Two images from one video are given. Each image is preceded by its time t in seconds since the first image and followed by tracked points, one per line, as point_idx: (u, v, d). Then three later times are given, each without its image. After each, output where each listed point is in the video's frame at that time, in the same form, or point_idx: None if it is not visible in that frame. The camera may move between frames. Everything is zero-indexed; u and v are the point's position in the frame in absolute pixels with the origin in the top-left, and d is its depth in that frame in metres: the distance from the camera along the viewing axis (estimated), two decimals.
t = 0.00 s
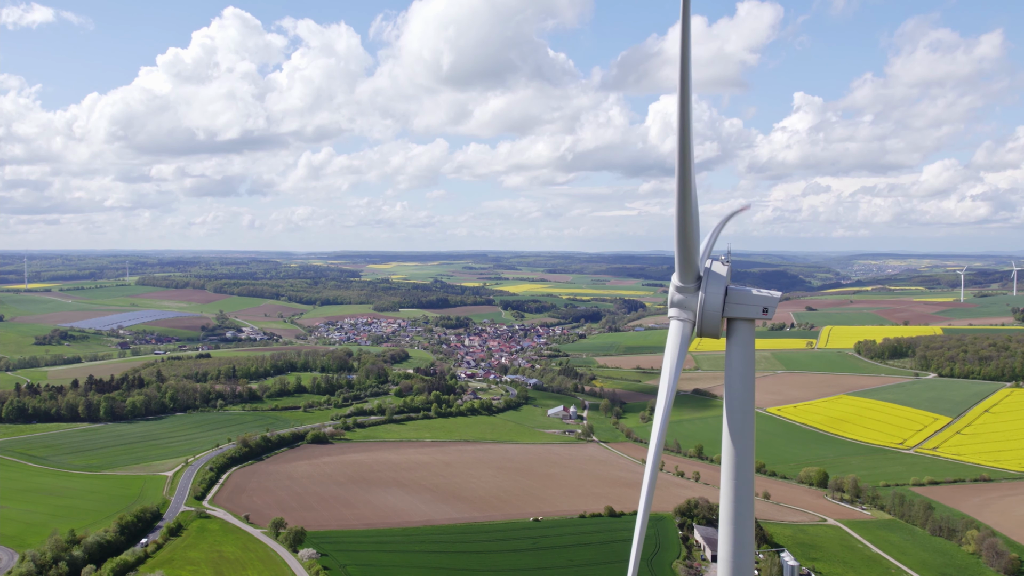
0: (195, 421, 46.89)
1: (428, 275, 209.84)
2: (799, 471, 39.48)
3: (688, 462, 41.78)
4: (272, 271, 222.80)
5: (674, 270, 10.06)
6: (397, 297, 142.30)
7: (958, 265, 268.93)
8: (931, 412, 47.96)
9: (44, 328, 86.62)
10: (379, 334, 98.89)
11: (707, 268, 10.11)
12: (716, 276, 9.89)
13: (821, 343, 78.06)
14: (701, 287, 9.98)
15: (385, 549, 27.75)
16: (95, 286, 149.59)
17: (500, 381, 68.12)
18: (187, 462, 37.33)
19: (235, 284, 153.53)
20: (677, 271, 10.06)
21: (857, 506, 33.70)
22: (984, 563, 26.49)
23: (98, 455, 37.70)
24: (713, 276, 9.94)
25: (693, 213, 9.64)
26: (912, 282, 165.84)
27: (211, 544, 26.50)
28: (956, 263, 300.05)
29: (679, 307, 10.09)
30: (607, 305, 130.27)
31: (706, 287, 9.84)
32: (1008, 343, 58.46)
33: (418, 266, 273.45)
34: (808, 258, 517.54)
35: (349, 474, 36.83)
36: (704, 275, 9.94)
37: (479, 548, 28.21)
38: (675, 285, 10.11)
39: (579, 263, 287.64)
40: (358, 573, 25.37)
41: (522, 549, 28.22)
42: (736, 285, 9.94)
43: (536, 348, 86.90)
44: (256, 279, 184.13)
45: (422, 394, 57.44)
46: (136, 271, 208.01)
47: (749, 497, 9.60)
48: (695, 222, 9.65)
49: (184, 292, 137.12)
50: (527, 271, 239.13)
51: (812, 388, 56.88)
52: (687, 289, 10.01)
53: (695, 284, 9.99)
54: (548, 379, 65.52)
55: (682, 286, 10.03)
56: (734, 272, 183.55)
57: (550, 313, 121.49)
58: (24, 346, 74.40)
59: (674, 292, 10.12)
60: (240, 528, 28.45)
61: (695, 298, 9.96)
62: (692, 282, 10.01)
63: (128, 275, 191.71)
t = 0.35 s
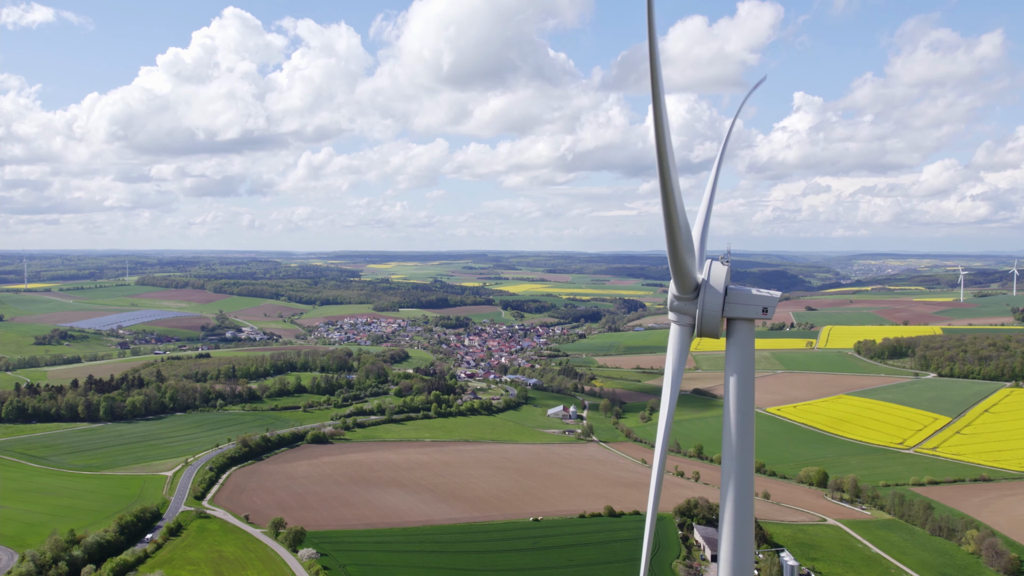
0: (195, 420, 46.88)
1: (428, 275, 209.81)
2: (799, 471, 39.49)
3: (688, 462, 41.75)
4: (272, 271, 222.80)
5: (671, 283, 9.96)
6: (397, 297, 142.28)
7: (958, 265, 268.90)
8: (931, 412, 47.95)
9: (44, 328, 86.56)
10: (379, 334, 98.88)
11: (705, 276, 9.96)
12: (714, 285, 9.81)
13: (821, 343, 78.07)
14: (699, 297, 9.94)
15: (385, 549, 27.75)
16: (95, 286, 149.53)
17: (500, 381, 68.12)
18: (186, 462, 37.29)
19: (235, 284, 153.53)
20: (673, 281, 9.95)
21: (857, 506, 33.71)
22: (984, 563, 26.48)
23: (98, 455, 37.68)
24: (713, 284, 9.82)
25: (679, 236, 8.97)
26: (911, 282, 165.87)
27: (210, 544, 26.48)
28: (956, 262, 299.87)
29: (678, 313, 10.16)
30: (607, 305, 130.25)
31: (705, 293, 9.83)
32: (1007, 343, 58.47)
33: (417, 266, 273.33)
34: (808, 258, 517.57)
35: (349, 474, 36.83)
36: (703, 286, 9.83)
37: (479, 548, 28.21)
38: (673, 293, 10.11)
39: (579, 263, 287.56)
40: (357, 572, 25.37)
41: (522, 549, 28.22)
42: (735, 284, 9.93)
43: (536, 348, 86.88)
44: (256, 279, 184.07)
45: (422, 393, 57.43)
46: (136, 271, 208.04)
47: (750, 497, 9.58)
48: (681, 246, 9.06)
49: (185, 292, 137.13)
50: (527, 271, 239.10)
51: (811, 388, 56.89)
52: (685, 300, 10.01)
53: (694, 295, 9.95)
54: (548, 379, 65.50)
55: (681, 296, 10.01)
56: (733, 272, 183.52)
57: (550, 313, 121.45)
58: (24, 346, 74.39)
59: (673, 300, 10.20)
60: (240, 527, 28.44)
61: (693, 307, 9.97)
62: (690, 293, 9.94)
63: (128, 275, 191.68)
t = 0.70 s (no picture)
0: (195, 420, 46.89)
1: (428, 275, 209.85)
2: (799, 471, 39.46)
3: (688, 462, 41.72)
4: (272, 271, 222.95)
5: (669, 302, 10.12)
6: (397, 297, 142.32)
7: (957, 265, 268.90)
8: (931, 412, 47.95)
9: (44, 328, 86.61)
10: (379, 334, 98.88)
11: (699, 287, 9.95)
12: (714, 286, 9.79)
13: (821, 343, 78.07)
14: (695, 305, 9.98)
15: (385, 549, 27.75)
16: (95, 286, 149.64)
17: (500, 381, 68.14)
18: (186, 462, 37.29)
19: (235, 284, 153.62)
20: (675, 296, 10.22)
21: (857, 506, 33.70)
22: (984, 563, 26.48)
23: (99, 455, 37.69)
24: (712, 286, 9.80)
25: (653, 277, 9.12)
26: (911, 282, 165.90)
27: (210, 544, 26.47)
28: (956, 262, 299.61)
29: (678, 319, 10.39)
30: (607, 305, 130.25)
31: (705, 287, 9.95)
32: (1007, 343, 58.47)
33: (417, 266, 273.36)
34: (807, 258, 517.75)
35: (349, 474, 36.84)
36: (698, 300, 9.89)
37: (478, 548, 28.20)
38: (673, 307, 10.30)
39: (578, 262, 287.53)
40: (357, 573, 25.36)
41: (521, 549, 28.22)
42: (735, 285, 9.92)
43: (536, 348, 86.89)
44: (256, 279, 184.13)
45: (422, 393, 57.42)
46: (136, 271, 208.31)
47: (750, 498, 9.56)
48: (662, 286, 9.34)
49: (185, 292, 137.23)
50: (527, 271, 239.07)
51: (811, 388, 56.89)
52: (683, 311, 10.18)
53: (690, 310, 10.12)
54: (548, 379, 65.47)
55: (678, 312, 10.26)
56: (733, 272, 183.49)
57: (550, 313, 121.47)
58: (24, 346, 74.43)
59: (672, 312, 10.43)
60: (239, 527, 28.44)
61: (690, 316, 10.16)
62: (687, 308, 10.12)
63: (127, 275, 191.85)
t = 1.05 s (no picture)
0: (195, 421, 46.90)
1: (427, 275, 210.01)
2: (799, 471, 39.47)
3: (688, 462, 41.73)
4: (272, 271, 223.24)
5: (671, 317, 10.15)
6: (397, 297, 142.51)
7: (957, 265, 268.87)
8: (930, 412, 47.96)
9: (44, 328, 86.83)
10: (379, 335, 98.93)
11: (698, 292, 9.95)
12: (713, 284, 9.82)
13: (821, 343, 78.12)
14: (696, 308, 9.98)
15: (385, 549, 27.76)
16: (95, 286, 149.91)
17: (500, 381, 68.20)
18: (186, 462, 37.32)
19: (236, 284, 153.92)
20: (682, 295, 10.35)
21: (857, 505, 33.72)
22: (983, 563, 26.49)
23: (98, 455, 37.71)
24: (712, 286, 9.82)
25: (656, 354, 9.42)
26: (910, 282, 165.89)
27: (210, 544, 26.48)
28: (956, 262, 299.09)
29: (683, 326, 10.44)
30: (607, 305, 130.37)
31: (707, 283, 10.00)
32: (1007, 343, 58.51)
33: (417, 266, 273.56)
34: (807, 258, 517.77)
35: (348, 474, 36.86)
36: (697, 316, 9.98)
37: (478, 548, 28.21)
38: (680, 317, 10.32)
39: (578, 262, 287.41)
40: (357, 573, 25.37)
41: (520, 549, 28.21)
42: (735, 285, 9.91)
43: (536, 348, 86.97)
44: (256, 279, 184.46)
45: (422, 394, 57.43)
46: (136, 272, 208.82)
47: (750, 499, 9.54)
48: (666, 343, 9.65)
49: (185, 292, 137.54)
50: (526, 271, 239.22)
51: (811, 388, 56.94)
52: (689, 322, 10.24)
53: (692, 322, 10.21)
54: (548, 379, 65.48)
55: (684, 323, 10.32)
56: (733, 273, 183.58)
57: (549, 313, 121.61)
58: (24, 346, 74.61)
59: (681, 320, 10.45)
60: (239, 528, 28.46)
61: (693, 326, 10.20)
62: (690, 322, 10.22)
63: (127, 275, 192.21)
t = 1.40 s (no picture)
0: (195, 421, 46.92)
1: (427, 276, 210.08)
2: (799, 470, 39.48)
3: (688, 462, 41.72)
4: (272, 271, 223.31)
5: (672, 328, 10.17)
6: (397, 297, 142.45)
7: (957, 265, 268.65)
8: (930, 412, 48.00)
9: (44, 328, 86.80)
10: (378, 334, 98.79)
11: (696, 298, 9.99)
12: (712, 284, 9.86)
13: (820, 343, 78.12)
14: (695, 314, 10.04)
15: (385, 549, 27.77)
16: (95, 286, 149.78)
17: (500, 381, 68.19)
18: (186, 462, 37.33)
19: (235, 284, 153.80)
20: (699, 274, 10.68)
21: (856, 505, 33.75)
22: (983, 562, 26.52)
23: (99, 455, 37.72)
24: (710, 287, 9.86)
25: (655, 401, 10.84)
26: (909, 282, 165.76)
27: (210, 544, 26.48)
28: (957, 262, 297.96)
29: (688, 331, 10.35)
30: (607, 305, 130.28)
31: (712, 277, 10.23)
32: (1007, 343, 58.50)
33: (417, 266, 273.37)
34: (807, 257, 517.54)
35: (348, 474, 36.86)
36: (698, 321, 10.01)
37: (478, 548, 28.22)
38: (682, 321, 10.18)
39: (578, 262, 287.19)
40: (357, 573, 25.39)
41: (520, 549, 28.23)
42: (734, 284, 9.92)
43: (536, 348, 86.93)
44: (256, 279, 184.45)
45: (422, 393, 57.42)
46: (136, 271, 208.75)
47: (748, 499, 9.56)
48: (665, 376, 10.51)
49: (185, 292, 137.50)
50: (526, 271, 238.89)
51: (811, 388, 56.96)
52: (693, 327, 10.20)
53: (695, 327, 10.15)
54: (548, 379, 65.48)
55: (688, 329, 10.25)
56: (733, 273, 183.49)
57: (549, 313, 121.56)
58: (24, 346, 74.55)
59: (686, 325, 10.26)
60: (239, 528, 28.47)
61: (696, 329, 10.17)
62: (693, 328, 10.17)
63: (127, 275, 192.22)
